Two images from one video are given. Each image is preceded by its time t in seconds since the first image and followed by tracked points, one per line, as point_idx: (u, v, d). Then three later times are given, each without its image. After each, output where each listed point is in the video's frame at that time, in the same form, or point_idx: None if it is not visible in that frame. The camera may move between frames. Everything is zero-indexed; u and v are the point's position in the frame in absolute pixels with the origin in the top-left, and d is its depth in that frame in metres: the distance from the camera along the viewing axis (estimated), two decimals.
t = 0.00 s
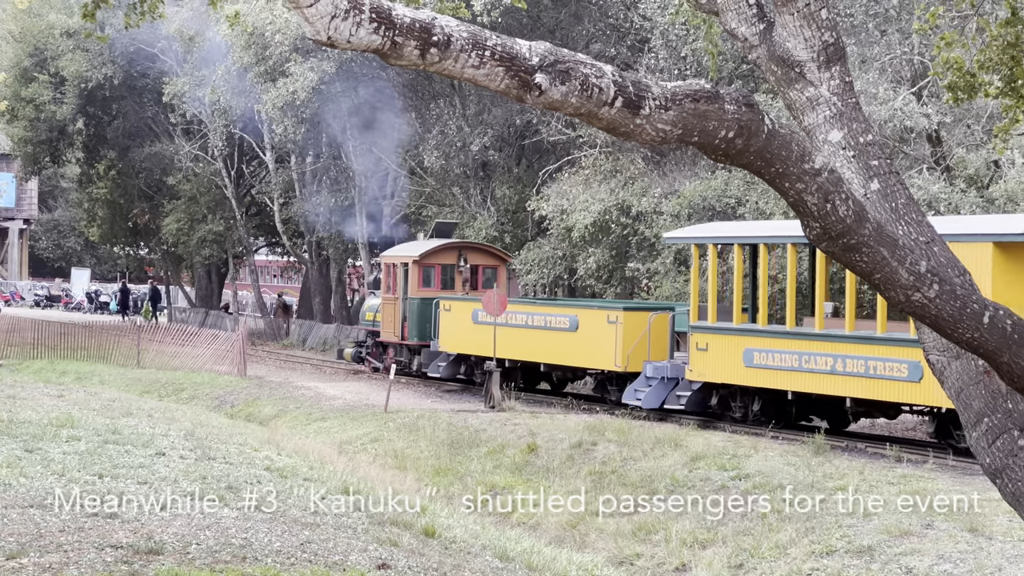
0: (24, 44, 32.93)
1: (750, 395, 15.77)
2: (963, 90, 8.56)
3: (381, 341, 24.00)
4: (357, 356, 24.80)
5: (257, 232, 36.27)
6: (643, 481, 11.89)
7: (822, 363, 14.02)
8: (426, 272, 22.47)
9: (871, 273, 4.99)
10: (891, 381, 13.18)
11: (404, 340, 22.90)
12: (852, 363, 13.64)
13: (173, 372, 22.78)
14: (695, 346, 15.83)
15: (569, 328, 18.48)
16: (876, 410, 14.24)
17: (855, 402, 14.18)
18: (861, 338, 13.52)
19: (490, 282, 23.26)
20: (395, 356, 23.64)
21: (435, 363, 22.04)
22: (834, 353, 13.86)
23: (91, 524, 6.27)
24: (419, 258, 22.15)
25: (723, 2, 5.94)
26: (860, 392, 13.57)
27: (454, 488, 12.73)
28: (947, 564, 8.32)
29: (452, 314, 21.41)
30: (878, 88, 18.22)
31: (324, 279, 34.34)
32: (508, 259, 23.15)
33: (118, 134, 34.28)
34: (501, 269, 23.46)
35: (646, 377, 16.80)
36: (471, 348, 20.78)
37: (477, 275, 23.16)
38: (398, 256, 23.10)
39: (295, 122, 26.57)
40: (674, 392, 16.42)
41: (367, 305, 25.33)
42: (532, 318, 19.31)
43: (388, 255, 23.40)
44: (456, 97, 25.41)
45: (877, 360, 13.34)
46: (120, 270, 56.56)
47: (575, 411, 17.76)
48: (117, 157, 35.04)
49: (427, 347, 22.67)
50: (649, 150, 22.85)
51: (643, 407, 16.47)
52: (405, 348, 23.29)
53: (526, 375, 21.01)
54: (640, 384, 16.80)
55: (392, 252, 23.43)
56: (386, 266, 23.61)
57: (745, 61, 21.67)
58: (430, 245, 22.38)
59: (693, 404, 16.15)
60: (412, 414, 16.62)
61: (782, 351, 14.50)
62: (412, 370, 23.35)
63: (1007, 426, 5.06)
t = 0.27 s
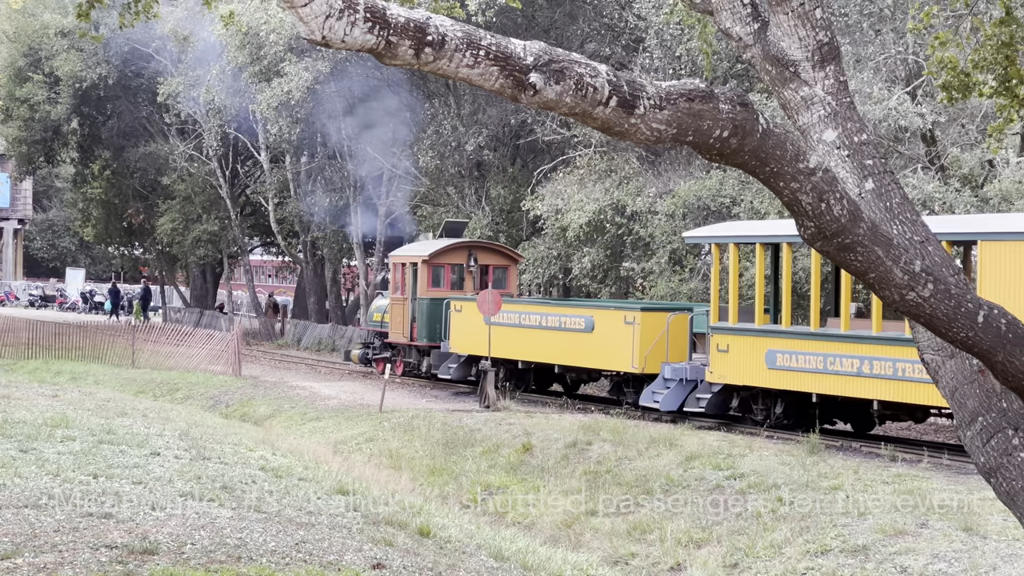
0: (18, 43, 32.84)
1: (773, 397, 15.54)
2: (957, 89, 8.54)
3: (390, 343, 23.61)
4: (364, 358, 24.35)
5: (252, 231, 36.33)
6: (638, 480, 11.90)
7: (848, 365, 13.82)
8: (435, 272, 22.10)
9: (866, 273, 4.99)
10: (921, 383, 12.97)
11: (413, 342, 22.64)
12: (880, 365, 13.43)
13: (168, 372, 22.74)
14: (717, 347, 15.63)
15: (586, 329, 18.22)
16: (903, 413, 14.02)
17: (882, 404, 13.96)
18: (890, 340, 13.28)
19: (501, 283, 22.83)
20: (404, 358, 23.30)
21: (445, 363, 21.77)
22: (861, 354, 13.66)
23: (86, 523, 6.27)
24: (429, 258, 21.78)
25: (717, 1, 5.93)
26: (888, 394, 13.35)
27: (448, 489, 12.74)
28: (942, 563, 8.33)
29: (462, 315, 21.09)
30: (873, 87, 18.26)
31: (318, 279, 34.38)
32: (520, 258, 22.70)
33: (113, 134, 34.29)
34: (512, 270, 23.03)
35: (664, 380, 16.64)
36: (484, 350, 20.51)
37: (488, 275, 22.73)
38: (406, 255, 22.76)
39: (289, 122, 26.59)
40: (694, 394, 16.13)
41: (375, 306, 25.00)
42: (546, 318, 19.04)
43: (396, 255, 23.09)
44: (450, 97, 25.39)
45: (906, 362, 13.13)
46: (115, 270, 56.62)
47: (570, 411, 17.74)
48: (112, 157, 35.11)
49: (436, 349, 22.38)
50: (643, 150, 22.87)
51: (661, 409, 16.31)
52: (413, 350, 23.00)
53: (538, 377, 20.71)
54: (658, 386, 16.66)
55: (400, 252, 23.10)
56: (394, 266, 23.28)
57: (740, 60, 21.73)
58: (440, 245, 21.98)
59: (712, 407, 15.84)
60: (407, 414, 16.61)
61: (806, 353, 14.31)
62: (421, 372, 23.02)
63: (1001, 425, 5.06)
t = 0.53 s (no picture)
0: (9, 44, 32.59)
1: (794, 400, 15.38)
2: (950, 88, 8.51)
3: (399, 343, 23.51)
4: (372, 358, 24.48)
5: (244, 231, 36.39)
6: (631, 480, 11.90)
7: (873, 367, 13.65)
8: (444, 271, 22.00)
9: (858, 271, 4.99)
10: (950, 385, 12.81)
11: (421, 342, 22.61)
12: (907, 367, 13.26)
13: (160, 372, 22.72)
14: (736, 349, 15.44)
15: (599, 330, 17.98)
16: (930, 416, 13.84)
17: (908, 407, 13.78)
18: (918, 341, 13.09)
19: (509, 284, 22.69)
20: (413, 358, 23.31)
21: (456, 364, 21.52)
22: (886, 356, 13.49)
23: (78, 524, 6.26)
24: (437, 258, 21.70)
25: (709, 1, 5.93)
26: (916, 397, 13.18)
27: (441, 488, 12.76)
28: (935, 562, 8.33)
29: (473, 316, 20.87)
30: (865, 86, 18.28)
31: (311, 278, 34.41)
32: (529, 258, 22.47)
33: (105, 134, 34.40)
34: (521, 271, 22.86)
35: (681, 382, 16.45)
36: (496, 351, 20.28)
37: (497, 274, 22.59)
38: (415, 255, 22.69)
39: (282, 122, 26.55)
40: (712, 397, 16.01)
41: (382, 305, 24.94)
42: (558, 318, 18.83)
43: (404, 255, 23.03)
44: (444, 97, 25.73)
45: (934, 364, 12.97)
46: (107, 270, 56.67)
47: (563, 411, 17.64)
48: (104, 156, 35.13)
49: (444, 349, 22.32)
50: (636, 149, 22.91)
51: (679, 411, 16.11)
52: (422, 350, 22.97)
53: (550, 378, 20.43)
54: (675, 389, 16.46)
55: (409, 251, 23.04)
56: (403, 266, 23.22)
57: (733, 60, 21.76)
58: (448, 245, 21.88)
59: (731, 409, 15.76)
60: (400, 413, 16.61)
61: (830, 355, 14.11)
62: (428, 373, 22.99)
63: (994, 423, 5.06)
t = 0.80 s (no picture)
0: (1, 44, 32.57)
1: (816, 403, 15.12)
2: (941, 88, 8.53)
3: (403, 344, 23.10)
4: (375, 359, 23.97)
5: (236, 231, 36.45)
6: (623, 479, 11.91)
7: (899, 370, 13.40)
8: (452, 272, 21.44)
9: (850, 271, 5.00)
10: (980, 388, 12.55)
11: (428, 344, 22.11)
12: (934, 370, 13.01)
13: (151, 372, 22.72)
14: (756, 350, 15.19)
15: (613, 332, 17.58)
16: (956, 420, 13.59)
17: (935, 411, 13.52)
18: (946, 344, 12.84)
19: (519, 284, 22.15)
20: (419, 360, 22.86)
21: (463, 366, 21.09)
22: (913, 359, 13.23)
23: (70, 523, 6.27)
24: (445, 258, 21.15)
25: (700, 1, 5.93)
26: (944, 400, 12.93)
27: (433, 489, 12.77)
28: (926, 561, 8.35)
29: (483, 316, 20.50)
30: (856, 86, 18.34)
31: (303, 278, 34.42)
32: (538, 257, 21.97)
33: (96, 133, 34.18)
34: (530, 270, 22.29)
35: (697, 385, 16.10)
36: (505, 352, 19.91)
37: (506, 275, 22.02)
38: (422, 254, 22.16)
39: (274, 121, 26.62)
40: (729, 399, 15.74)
41: (387, 306, 24.38)
42: (571, 320, 18.47)
43: (411, 254, 22.50)
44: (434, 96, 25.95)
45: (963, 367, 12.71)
46: (99, 270, 56.77)
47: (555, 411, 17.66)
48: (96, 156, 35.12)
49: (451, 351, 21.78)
50: (628, 149, 22.95)
51: (695, 414, 15.78)
52: (429, 352, 22.44)
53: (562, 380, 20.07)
54: (691, 391, 16.15)
55: (416, 251, 22.52)
56: (409, 265, 22.71)
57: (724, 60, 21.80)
58: (457, 245, 21.32)
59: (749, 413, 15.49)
60: (392, 413, 16.61)
61: (853, 357, 13.86)
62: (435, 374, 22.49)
63: (984, 423, 5.07)
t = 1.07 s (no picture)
0: None
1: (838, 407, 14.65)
2: (930, 88, 8.49)
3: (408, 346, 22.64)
4: (381, 362, 23.78)
5: (228, 232, 36.50)
6: (613, 480, 11.91)
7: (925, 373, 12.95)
8: (458, 273, 21.25)
9: (839, 271, 5.00)
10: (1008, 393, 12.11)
11: (434, 346, 21.80)
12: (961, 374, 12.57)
13: (142, 372, 22.82)
14: (775, 353, 14.76)
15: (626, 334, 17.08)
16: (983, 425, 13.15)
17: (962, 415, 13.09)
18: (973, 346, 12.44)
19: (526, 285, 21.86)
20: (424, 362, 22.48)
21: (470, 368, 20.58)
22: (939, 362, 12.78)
23: (59, 524, 6.26)
24: (451, 259, 20.93)
25: (690, 1, 5.91)
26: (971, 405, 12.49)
27: (423, 489, 12.78)
28: (916, 561, 8.36)
29: (492, 318, 19.96)
30: (846, 87, 18.44)
31: (293, 278, 34.45)
32: (545, 257, 21.74)
33: (86, 134, 34.08)
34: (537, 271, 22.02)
35: (714, 387, 15.62)
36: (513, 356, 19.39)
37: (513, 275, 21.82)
38: (427, 255, 21.86)
39: (264, 121, 27.02)
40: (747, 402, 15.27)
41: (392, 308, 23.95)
42: (583, 321, 17.96)
43: (416, 254, 22.17)
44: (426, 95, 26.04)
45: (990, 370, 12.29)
46: (89, 271, 56.84)
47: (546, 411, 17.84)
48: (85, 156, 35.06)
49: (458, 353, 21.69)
50: (618, 149, 22.99)
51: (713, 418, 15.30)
52: (436, 354, 22.10)
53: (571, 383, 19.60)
54: (708, 395, 15.68)
55: (421, 251, 22.16)
56: (414, 266, 22.37)
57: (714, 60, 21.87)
58: (463, 245, 21.10)
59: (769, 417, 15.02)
60: (382, 413, 16.62)
61: (876, 360, 13.41)
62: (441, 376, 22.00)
63: (973, 423, 5.08)
